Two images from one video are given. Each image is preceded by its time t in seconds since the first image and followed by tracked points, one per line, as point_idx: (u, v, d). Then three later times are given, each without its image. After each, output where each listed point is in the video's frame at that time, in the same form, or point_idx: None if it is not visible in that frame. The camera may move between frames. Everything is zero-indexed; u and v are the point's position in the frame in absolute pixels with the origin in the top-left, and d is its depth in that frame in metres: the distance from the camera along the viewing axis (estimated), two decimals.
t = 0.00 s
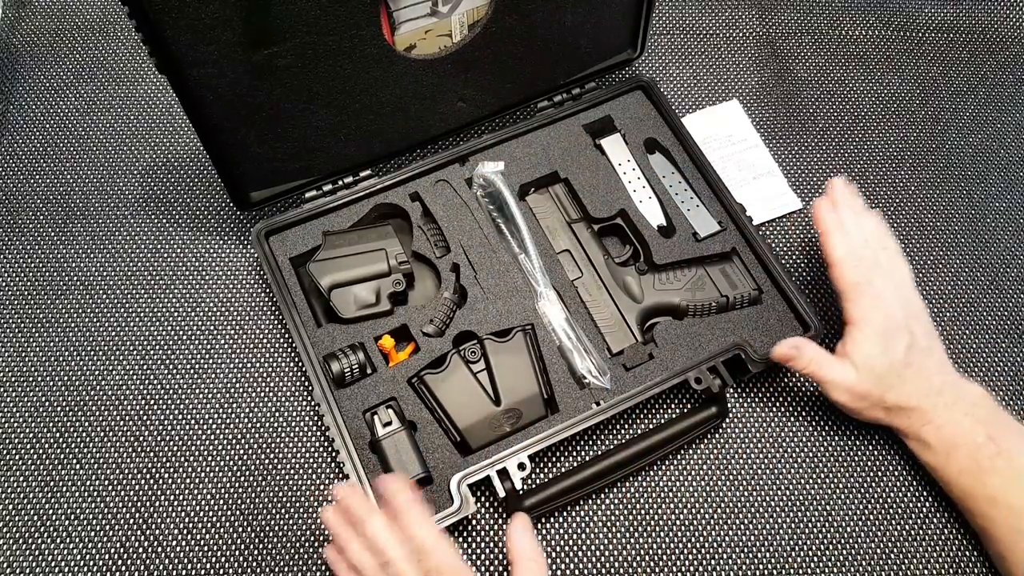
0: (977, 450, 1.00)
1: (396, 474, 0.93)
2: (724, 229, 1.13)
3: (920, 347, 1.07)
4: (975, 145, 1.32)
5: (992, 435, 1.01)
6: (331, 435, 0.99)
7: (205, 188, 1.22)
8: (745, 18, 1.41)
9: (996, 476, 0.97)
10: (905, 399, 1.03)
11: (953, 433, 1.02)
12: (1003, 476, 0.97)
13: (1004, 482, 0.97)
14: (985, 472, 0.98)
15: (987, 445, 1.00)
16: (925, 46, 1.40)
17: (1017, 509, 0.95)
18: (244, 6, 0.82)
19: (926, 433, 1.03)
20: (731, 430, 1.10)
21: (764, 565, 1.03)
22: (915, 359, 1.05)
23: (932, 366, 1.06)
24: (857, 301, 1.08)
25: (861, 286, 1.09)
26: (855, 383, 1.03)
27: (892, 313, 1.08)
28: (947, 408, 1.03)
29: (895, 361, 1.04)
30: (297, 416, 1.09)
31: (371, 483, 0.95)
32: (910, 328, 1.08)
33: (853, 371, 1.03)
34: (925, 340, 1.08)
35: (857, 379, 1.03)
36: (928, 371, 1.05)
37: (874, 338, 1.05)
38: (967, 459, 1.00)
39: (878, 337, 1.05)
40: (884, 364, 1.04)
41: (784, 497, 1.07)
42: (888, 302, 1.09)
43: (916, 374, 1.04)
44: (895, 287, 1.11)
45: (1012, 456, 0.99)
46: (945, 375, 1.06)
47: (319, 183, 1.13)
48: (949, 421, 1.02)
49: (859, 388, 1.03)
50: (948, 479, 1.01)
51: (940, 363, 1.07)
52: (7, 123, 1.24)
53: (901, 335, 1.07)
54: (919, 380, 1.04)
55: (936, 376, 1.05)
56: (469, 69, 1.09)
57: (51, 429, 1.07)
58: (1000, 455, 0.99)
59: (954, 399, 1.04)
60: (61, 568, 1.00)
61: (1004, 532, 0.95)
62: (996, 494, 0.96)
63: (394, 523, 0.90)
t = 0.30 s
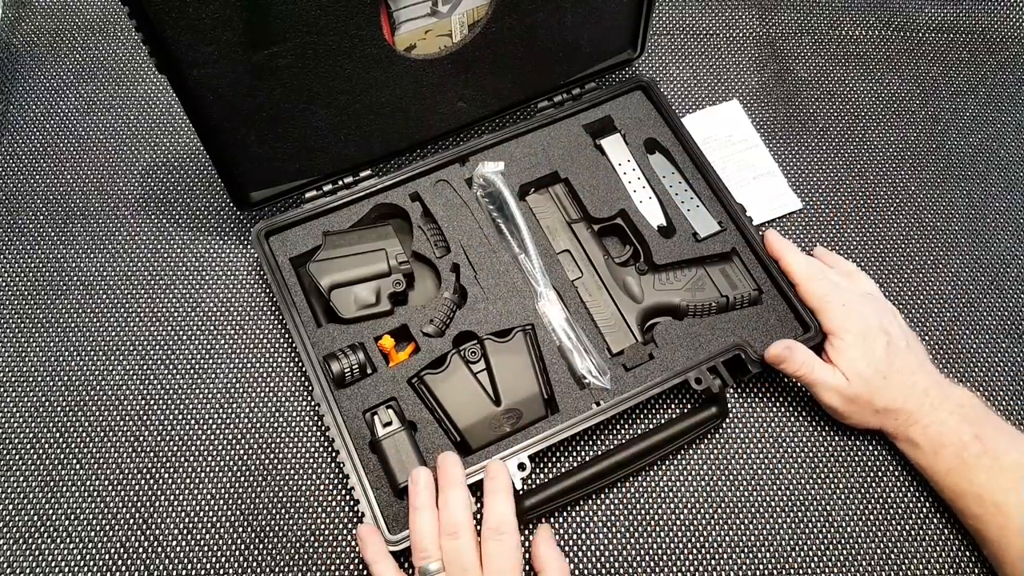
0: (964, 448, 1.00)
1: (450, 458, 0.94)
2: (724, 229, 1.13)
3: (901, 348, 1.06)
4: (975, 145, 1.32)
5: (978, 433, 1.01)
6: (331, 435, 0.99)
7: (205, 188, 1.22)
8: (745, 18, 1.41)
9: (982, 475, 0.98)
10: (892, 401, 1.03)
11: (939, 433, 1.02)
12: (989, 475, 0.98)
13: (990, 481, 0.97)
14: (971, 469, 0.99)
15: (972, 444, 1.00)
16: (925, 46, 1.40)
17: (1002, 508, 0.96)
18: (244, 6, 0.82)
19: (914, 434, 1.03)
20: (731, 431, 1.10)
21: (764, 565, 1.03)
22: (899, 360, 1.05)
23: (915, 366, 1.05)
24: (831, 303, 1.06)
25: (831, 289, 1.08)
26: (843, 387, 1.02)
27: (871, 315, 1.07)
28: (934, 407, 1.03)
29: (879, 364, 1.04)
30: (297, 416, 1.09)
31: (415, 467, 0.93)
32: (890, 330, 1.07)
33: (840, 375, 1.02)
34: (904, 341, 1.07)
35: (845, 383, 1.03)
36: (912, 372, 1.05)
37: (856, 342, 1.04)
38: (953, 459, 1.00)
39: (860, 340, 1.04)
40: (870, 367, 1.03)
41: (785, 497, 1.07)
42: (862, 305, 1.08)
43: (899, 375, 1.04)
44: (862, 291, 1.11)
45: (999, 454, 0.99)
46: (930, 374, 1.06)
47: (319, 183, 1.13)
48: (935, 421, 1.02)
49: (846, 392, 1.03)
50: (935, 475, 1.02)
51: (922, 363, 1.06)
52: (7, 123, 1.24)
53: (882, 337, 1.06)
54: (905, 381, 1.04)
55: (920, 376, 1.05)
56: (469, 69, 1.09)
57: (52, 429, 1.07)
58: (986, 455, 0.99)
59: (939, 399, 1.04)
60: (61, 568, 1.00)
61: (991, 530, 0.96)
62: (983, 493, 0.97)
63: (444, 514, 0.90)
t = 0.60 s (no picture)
0: (963, 448, 1.00)
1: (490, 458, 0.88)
2: (724, 229, 1.13)
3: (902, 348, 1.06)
4: (975, 145, 1.32)
5: (977, 434, 1.01)
6: (331, 435, 0.99)
7: (205, 188, 1.22)
8: (745, 18, 1.41)
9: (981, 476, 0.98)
10: (891, 401, 1.03)
11: (939, 433, 1.02)
12: (988, 475, 0.98)
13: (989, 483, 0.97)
14: (969, 469, 0.99)
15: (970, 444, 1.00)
16: (925, 46, 1.40)
17: (1000, 508, 0.96)
18: (244, 6, 0.82)
19: (914, 433, 1.03)
20: (731, 431, 1.10)
21: (764, 565, 1.03)
22: (899, 359, 1.05)
23: (916, 366, 1.05)
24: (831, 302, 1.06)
25: (832, 289, 1.08)
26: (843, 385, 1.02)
27: (872, 315, 1.07)
28: (934, 407, 1.03)
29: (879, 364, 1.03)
30: (297, 416, 1.09)
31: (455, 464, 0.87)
32: (890, 329, 1.07)
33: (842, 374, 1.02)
34: (905, 340, 1.07)
35: (845, 383, 1.02)
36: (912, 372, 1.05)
37: (857, 342, 1.04)
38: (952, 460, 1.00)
39: (861, 339, 1.04)
40: (871, 367, 1.03)
41: (785, 497, 1.07)
42: (862, 304, 1.08)
43: (899, 375, 1.04)
44: (862, 291, 1.11)
45: (998, 455, 0.99)
46: (930, 374, 1.06)
47: (320, 183, 1.13)
48: (935, 421, 1.02)
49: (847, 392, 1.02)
50: (933, 474, 1.02)
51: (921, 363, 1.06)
52: (7, 123, 1.24)
53: (883, 337, 1.06)
54: (905, 381, 1.04)
55: (920, 376, 1.05)
56: (470, 68, 1.09)
57: (52, 429, 1.07)
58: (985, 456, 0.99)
59: (939, 400, 1.04)
60: (61, 568, 1.00)
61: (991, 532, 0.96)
62: (982, 493, 0.97)
63: (477, 512, 0.84)
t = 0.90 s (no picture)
0: (968, 447, 1.00)
1: (496, 459, 0.93)
2: (724, 229, 1.13)
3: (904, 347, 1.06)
4: (975, 145, 1.32)
5: (982, 433, 1.01)
6: (331, 435, 0.99)
7: (205, 188, 1.22)
8: (745, 18, 1.41)
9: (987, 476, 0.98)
10: (895, 399, 1.02)
11: (944, 431, 1.02)
12: (994, 474, 0.98)
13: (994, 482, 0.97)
14: (975, 469, 0.99)
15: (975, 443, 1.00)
16: (925, 46, 1.40)
17: (1005, 508, 0.96)
18: (244, 6, 0.82)
19: (918, 433, 1.03)
20: (731, 431, 1.10)
21: (764, 565, 1.03)
22: (903, 358, 1.05)
23: (919, 366, 1.05)
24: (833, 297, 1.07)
25: (833, 288, 1.08)
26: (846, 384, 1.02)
27: (874, 314, 1.07)
28: (939, 406, 1.03)
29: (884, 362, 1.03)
30: (297, 416, 1.09)
31: (464, 464, 0.94)
32: (892, 328, 1.07)
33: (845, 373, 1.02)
34: (908, 340, 1.07)
35: (848, 381, 1.02)
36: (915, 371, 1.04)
37: (860, 340, 1.04)
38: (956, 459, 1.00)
39: (864, 337, 1.04)
40: (875, 366, 1.03)
41: (785, 497, 1.07)
42: (863, 303, 1.08)
43: (903, 374, 1.04)
44: (864, 290, 1.10)
45: (1002, 455, 0.99)
46: (933, 373, 1.06)
47: (319, 183, 1.13)
48: (939, 420, 1.02)
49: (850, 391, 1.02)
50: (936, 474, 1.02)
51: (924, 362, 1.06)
52: (7, 123, 1.24)
53: (886, 336, 1.06)
54: (908, 380, 1.03)
55: (924, 375, 1.05)
56: (470, 68, 1.09)
57: (52, 429, 1.07)
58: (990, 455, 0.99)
59: (943, 399, 1.04)
60: (61, 568, 1.00)
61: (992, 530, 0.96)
62: (987, 493, 0.97)
63: (480, 513, 0.88)
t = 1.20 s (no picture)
0: (983, 439, 1.02)
1: (496, 458, 0.92)
2: (724, 229, 1.13)
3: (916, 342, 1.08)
4: (975, 145, 1.32)
5: (993, 427, 1.03)
6: (331, 435, 0.99)
7: (205, 188, 1.22)
8: (745, 18, 1.41)
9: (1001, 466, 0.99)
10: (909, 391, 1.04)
11: (957, 423, 1.03)
12: (1008, 466, 0.98)
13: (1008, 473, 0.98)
14: (988, 460, 0.99)
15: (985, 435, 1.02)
16: (925, 46, 1.40)
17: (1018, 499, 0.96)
18: (244, 6, 0.82)
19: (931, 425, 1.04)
20: (731, 431, 1.10)
21: (764, 565, 1.03)
22: (914, 352, 1.07)
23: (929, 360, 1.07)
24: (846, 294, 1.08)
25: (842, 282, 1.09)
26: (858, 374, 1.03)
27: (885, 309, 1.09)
28: (951, 399, 1.04)
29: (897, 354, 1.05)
30: (297, 416, 1.09)
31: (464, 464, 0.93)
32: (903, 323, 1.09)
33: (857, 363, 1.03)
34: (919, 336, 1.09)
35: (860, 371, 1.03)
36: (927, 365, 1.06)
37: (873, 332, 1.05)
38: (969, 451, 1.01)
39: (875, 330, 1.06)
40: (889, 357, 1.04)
41: (785, 497, 1.07)
42: (873, 297, 1.09)
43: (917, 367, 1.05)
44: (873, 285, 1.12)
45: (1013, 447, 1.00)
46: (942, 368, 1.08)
47: (319, 183, 1.13)
48: (950, 412, 1.04)
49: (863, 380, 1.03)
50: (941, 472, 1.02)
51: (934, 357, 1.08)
52: (7, 123, 1.24)
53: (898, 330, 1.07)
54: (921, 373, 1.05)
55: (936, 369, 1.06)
56: (470, 68, 1.09)
57: (52, 429, 1.07)
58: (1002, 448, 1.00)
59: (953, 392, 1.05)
60: (61, 568, 1.00)
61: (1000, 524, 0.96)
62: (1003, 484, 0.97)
63: (480, 512, 0.88)
